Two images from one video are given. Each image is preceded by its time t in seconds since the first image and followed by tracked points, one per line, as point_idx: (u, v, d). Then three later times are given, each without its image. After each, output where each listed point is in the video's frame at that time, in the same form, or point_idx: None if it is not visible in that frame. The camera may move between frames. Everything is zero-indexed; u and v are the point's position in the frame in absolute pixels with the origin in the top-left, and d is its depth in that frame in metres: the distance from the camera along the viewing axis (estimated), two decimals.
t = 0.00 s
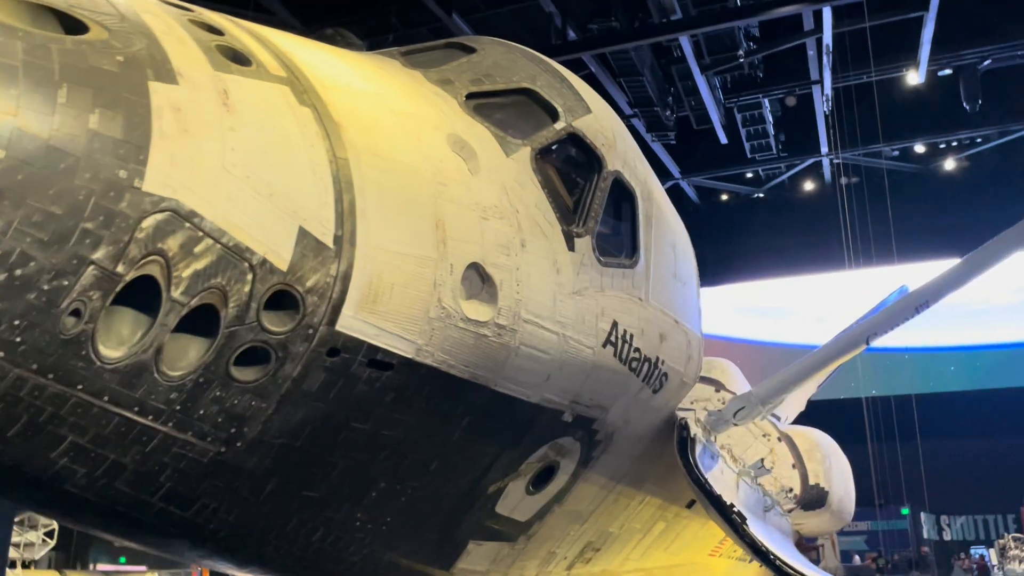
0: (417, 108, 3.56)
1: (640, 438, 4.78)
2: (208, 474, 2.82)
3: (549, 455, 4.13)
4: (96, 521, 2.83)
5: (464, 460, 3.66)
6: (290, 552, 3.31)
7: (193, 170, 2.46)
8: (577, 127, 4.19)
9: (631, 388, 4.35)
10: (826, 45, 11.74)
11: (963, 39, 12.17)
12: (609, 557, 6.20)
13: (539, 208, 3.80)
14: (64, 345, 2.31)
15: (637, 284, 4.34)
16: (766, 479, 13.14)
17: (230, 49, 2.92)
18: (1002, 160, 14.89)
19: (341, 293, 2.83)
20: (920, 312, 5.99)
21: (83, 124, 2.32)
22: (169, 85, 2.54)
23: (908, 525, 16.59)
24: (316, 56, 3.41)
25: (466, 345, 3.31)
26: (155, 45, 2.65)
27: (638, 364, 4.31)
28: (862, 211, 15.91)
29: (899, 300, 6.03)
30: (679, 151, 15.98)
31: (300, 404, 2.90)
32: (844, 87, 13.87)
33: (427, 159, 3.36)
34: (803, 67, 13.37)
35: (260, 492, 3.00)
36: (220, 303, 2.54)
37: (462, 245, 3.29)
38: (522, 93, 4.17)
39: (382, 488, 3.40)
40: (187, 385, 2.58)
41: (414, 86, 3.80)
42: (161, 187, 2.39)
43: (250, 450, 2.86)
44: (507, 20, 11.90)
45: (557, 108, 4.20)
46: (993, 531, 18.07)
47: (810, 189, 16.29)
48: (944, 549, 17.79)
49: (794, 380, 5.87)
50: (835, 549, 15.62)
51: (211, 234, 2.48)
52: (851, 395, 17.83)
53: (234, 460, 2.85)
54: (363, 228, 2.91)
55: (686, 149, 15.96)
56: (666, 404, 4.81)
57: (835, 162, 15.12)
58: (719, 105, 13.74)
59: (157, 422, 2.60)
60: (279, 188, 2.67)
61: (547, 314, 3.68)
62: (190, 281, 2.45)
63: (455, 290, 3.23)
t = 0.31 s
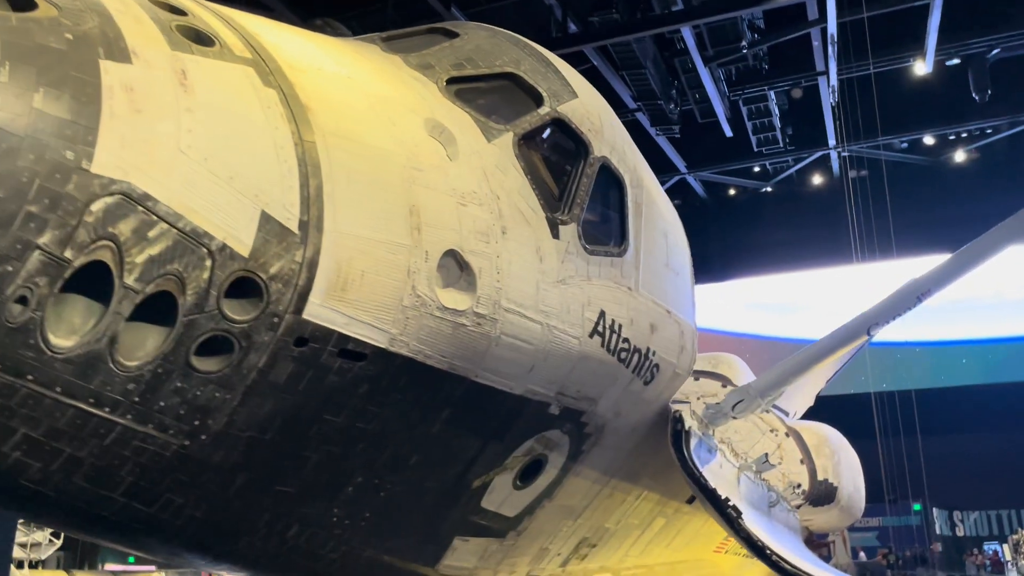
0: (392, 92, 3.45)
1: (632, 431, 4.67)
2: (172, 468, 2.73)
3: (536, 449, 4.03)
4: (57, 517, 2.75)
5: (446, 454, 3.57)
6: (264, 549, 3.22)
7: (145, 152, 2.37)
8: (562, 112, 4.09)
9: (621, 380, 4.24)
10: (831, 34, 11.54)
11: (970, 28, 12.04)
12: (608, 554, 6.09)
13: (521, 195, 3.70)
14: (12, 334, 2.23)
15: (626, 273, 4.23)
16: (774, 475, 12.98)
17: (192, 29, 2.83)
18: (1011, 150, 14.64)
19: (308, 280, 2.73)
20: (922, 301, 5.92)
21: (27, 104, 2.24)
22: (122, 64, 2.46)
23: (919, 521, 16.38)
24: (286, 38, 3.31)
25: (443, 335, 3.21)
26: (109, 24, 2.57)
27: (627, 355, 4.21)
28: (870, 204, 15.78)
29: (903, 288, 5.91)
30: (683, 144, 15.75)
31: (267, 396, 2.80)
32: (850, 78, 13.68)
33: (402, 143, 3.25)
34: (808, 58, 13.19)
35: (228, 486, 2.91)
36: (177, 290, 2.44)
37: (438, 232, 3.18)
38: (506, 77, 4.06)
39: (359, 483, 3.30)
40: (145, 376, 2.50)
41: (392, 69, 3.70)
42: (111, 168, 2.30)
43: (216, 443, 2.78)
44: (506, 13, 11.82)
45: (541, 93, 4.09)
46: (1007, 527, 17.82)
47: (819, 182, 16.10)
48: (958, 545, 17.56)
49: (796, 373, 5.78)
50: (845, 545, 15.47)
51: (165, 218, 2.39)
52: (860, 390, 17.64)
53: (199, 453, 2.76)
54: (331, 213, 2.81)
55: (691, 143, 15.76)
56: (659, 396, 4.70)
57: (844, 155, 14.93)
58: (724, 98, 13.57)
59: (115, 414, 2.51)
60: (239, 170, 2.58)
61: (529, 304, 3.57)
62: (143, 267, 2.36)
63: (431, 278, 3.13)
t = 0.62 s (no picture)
0: (367, 75, 3.36)
1: (625, 423, 4.56)
2: (134, 462, 2.65)
3: (523, 442, 3.93)
4: (17, 513, 2.67)
5: (427, 448, 3.48)
6: (239, 545, 3.14)
7: (95, 134, 2.28)
8: (548, 96, 3.97)
9: (612, 371, 4.14)
10: (839, 22, 11.35)
11: (982, 14, 11.78)
12: (607, 550, 5.98)
13: (504, 181, 3.59)
14: None
15: (615, 261, 4.13)
16: (783, 468, 12.83)
17: (152, 10, 2.75)
18: None
19: (273, 267, 2.65)
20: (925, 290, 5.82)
21: None
22: (71, 44, 2.37)
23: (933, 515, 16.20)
24: (256, 21, 3.22)
25: (420, 324, 3.11)
26: (62, 5, 2.48)
27: (617, 346, 4.10)
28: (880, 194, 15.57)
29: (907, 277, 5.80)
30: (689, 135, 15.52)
31: (233, 388, 2.72)
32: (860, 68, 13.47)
33: (376, 127, 3.15)
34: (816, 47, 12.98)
35: (195, 481, 2.83)
36: (132, 278, 2.36)
37: (413, 219, 3.08)
38: (490, 61, 3.95)
39: (335, 478, 3.21)
40: (100, 366, 2.41)
41: (368, 52, 3.59)
42: (58, 149, 2.20)
43: (180, 436, 2.69)
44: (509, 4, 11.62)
45: (526, 76, 3.98)
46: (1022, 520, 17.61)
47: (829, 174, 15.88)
48: (972, 539, 17.35)
49: (798, 362, 5.63)
50: (858, 539, 15.30)
51: (117, 203, 2.30)
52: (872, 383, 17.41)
53: (163, 447, 2.68)
54: (296, 197, 2.72)
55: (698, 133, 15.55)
56: (653, 387, 4.59)
57: (854, 146, 14.72)
58: (731, 88, 13.37)
59: (70, 407, 2.43)
60: (197, 153, 2.49)
61: (512, 292, 3.47)
62: (96, 253, 2.27)
63: (405, 265, 3.03)
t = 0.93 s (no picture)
0: (334, 52, 3.24)
1: (612, 411, 4.46)
2: (84, 451, 2.56)
3: (504, 430, 3.82)
4: None
5: (400, 436, 3.38)
6: (203, 537, 3.05)
7: (31, 107, 2.18)
8: (527, 75, 3.85)
9: (596, 358, 4.02)
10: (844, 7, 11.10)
11: None
12: (600, 542, 5.87)
13: (480, 161, 3.48)
14: None
15: (599, 246, 4.01)
16: (789, 460, 12.69)
17: None
18: None
19: (227, 248, 2.54)
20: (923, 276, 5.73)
21: None
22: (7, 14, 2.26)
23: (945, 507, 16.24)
24: None
25: (387, 308, 3.01)
26: None
27: (601, 333, 3.98)
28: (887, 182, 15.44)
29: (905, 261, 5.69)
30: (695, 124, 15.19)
31: (188, 374, 2.62)
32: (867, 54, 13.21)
33: (342, 105, 3.04)
34: (823, 33, 12.64)
35: (152, 470, 2.74)
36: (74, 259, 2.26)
37: (379, 199, 2.97)
38: (468, 40, 3.83)
39: (303, 468, 3.12)
40: (42, 351, 2.31)
41: (338, 29, 3.48)
42: None
43: (133, 424, 2.60)
44: None
45: (505, 55, 3.86)
46: None
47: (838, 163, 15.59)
48: (983, 531, 17.15)
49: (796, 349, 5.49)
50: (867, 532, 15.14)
51: (55, 180, 2.20)
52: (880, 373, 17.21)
53: (115, 436, 2.58)
54: (252, 175, 2.61)
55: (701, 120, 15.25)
56: (640, 375, 4.48)
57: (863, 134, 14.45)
58: (735, 75, 13.15)
59: (13, 394, 2.33)
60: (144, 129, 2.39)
61: (487, 276, 3.36)
62: (33, 232, 2.17)
63: (370, 247, 2.93)
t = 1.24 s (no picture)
0: (300, 25, 3.14)
1: (595, 398, 4.37)
2: (31, 436, 2.47)
3: (481, 418, 3.73)
4: None
5: (371, 423, 3.29)
6: (165, 526, 2.97)
7: None
8: (505, 52, 3.74)
9: (577, 344, 3.92)
10: None
11: None
12: (591, 532, 5.78)
13: (454, 140, 3.37)
14: None
15: (580, 228, 3.90)
16: (790, 450, 12.60)
17: None
18: None
19: (177, 226, 2.45)
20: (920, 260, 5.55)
21: None
22: None
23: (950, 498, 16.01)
24: None
25: (352, 290, 2.91)
26: None
27: (582, 318, 3.88)
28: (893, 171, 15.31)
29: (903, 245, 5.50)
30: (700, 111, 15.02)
31: (140, 356, 2.53)
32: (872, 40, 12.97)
33: (305, 79, 2.93)
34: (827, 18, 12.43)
35: (105, 456, 2.65)
36: (10, 236, 2.16)
37: (342, 176, 2.86)
38: (444, 16, 3.72)
39: (267, 454, 3.03)
40: None
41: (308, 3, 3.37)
42: None
43: (82, 409, 2.51)
44: None
45: (482, 30, 3.75)
46: None
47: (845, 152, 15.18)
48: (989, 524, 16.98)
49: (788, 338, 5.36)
50: (872, 524, 15.03)
51: None
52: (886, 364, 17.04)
53: (63, 420, 2.49)
54: (204, 150, 2.51)
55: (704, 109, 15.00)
56: (625, 362, 4.37)
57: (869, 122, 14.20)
58: (738, 62, 12.87)
59: None
60: (86, 100, 2.29)
61: (459, 259, 3.26)
62: None
63: (334, 226, 2.82)
